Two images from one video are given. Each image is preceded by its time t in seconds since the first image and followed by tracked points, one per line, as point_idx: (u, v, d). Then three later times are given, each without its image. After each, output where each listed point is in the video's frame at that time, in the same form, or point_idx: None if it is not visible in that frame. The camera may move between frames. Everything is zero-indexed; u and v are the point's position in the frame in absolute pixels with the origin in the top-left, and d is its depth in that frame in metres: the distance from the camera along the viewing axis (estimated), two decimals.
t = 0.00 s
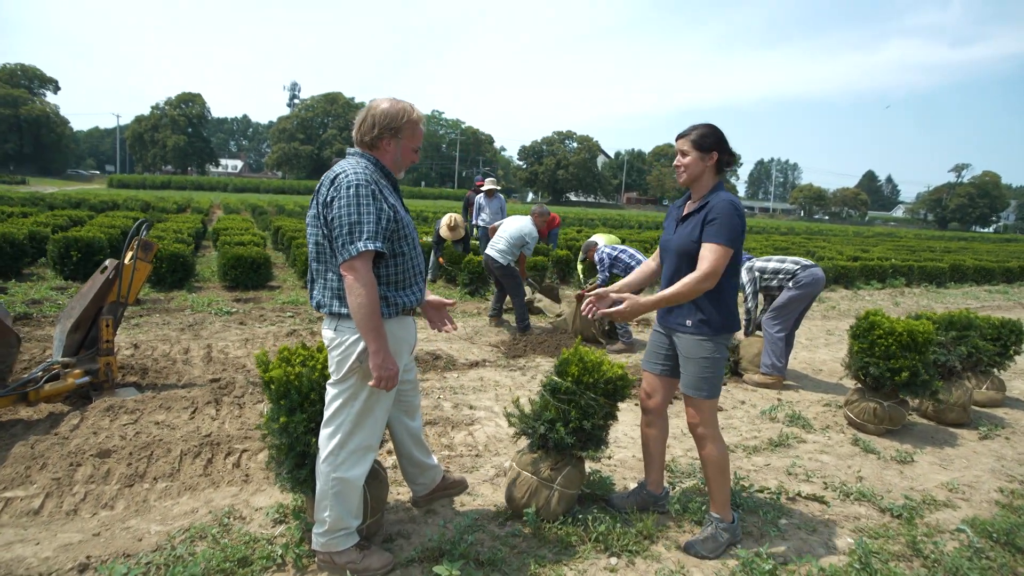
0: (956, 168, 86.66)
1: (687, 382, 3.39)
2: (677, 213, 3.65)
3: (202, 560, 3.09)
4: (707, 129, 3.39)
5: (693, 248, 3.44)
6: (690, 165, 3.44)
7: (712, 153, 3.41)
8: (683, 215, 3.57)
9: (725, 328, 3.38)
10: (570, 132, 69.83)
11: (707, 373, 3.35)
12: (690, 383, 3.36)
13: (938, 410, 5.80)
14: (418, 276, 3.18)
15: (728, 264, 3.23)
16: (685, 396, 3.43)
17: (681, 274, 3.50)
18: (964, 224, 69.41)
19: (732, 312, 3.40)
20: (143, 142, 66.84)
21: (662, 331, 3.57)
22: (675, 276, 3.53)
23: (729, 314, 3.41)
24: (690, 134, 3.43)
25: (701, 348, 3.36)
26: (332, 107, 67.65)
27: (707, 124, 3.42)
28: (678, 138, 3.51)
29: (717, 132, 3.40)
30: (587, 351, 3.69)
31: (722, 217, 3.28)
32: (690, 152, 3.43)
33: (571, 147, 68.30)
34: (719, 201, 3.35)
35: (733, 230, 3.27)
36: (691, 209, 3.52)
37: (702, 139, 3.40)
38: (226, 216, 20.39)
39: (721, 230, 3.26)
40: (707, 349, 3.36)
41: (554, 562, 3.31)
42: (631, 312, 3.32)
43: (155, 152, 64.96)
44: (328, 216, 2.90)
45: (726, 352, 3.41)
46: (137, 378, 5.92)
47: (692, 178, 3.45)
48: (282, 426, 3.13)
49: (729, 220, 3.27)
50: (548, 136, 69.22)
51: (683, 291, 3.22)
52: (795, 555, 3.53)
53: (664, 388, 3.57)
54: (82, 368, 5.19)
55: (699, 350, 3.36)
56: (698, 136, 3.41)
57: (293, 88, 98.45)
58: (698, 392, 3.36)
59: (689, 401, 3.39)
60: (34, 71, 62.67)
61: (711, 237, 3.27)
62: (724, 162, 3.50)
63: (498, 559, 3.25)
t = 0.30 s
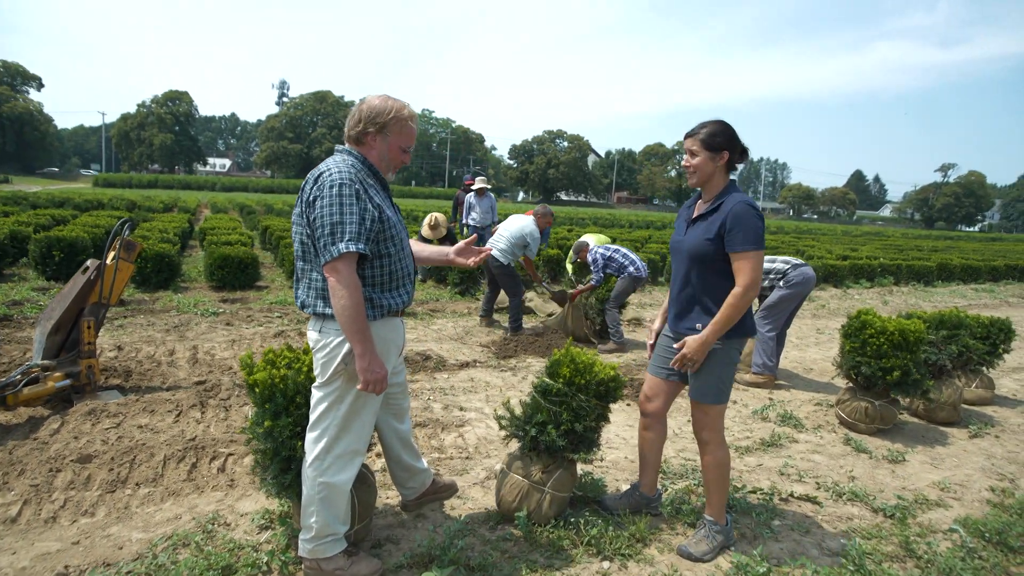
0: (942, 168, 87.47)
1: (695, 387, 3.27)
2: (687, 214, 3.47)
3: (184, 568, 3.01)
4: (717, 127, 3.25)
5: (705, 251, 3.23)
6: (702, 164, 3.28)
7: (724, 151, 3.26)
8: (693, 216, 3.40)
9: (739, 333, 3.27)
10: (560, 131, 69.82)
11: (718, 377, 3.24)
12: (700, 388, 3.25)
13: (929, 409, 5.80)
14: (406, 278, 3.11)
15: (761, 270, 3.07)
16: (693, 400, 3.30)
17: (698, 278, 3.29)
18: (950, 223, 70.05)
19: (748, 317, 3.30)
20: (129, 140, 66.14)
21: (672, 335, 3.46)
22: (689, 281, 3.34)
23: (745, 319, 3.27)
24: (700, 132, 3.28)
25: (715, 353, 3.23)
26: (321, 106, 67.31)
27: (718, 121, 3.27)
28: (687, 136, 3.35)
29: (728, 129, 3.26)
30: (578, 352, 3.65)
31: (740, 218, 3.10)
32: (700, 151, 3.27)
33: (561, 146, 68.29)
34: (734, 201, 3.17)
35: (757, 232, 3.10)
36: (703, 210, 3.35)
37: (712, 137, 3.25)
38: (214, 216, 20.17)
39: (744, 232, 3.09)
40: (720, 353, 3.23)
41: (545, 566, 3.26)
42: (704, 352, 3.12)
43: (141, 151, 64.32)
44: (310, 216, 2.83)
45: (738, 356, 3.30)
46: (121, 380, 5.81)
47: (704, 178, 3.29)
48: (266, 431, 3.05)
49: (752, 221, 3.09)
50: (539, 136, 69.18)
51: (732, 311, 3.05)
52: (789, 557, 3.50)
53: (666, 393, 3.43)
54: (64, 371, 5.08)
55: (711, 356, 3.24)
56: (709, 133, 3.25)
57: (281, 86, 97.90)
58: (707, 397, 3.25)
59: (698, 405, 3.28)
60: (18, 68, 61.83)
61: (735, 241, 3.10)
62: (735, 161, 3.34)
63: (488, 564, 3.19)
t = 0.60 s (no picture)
0: (938, 157, 87.41)
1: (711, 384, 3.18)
2: (702, 206, 3.40)
3: (178, 568, 2.96)
4: (734, 115, 3.15)
5: (721, 245, 3.17)
6: (717, 154, 3.20)
7: (740, 141, 3.17)
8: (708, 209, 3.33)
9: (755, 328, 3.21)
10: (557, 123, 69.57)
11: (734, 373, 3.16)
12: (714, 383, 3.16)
13: (929, 400, 5.78)
14: (399, 275, 3.04)
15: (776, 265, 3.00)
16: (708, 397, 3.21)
17: (713, 274, 3.25)
18: (947, 213, 70.07)
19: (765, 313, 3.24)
20: (123, 134, 65.72)
21: (686, 332, 3.39)
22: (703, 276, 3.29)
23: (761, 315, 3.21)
24: (716, 121, 3.19)
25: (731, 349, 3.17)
26: (316, 98, 66.94)
27: (734, 109, 3.18)
28: (702, 125, 3.26)
29: (745, 117, 3.16)
30: (576, 346, 3.60)
31: (755, 212, 3.03)
32: (715, 141, 3.19)
33: (558, 138, 68.06)
34: (750, 193, 3.10)
35: (773, 224, 3.02)
36: (718, 202, 3.27)
37: (728, 127, 3.15)
38: (209, 210, 20.04)
39: (760, 226, 3.02)
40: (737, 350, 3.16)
41: (544, 563, 3.22)
42: (728, 360, 3.02)
43: (135, 145, 63.96)
44: (300, 209, 2.77)
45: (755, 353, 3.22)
46: (114, 377, 5.74)
47: (719, 169, 3.21)
48: (258, 429, 3.00)
49: (768, 214, 3.02)
50: (535, 128, 68.90)
51: (746, 310, 3.00)
52: (790, 551, 3.46)
53: (671, 391, 3.39)
54: (55, 368, 5.01)
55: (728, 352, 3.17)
56: (725, 122, 3.16)
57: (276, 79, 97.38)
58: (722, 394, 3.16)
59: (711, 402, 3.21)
60: (10, 62, 61.32)
61: (750, 236, 3.04)
62: (752, 150, 3.25)
63: (487, 560, 3.14)
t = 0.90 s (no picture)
0: (934, 153, 87.55)
1: (715, 383, 3.14)
2: (707, 201, 3.34)
3: (166, 571, 2.90)
4: (743, 108, 3.09)
5: (728, 241, 3.11)
6: (725, 148, 3.13)
7: (750, 135, 3.11)
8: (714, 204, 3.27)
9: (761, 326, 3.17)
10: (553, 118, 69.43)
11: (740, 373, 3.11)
12: (718, 382, 3.12)
13: (926, 396, 5.75)
14: (395, 272, 2.98)
15: (789, 263, 2.95)
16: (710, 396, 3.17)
17: (718, 270, 3.19)
18: (942, 208, 70.23)
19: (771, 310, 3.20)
20: (116, 129, 65.30)
21: (688, 330, 3.34)
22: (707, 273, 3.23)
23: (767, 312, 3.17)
24: (725, 114, 3.12)
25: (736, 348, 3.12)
26: (311, 93, 66.63)
27: (743, 102, 3.12)
28: (711, 117, 3.19)
29: (754, 110, 3.10)
30: (573, 343, 3.54)
31: (767, 208, 2.98)
32: (724, 135, 3.12)
33: (554, 133, 67.90)
34: (760, 188, 3.04)
35: (784, 221, 2.97)
36: (724, 197, 3.22)
37: (738, 120, 3.09)
38: (204, 206, 19.90)
39: (771, 223, 2.97)
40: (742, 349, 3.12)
41: (540, 564, 3.17)
42: (761, 366, 2.94)
43: (130, 140, 63.60)
44: (294, 204, 2.70)
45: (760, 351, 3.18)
46: (104, 374, 5.67)
47: (727, 163, 3.15)
48: (249, 429, 2.94)
49: (779, 210, 2.97)
50: (532, 123, 68.72)
51: (762, 309, 2.95)
52: (789, 550, 3.42)
53: (673, 390, 3.35)
54: (44, 366, 4.94)
55: (733, 351, 3.12)
56: (735, 115, 3.09)
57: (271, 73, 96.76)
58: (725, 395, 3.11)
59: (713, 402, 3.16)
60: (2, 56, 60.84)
61: (761, 232, 2.98)
62: (761, 144, 3.19)
63: (482, 562, 3.09)
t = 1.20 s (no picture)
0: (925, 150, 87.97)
1: (711, 383, 3.11)
2: (706, 197, 3.31)
3: None
4: (744, 102, 3.05)
5: (727, 238, 3.08)
6: (726, 143, 3.10)
7: (751, 129, 3.07)
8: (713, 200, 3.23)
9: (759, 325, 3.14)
10: (547, 116, 69.37)
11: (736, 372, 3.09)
12: (714, 381, 3.09)
13: (921, 392, 5.75)
14: (387, 271, 2.94)
15: (790, 260, 2.93)
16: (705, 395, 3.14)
17: (717, 267, 3.16)
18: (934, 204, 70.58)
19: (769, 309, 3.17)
20: (107, 128, 64.81)
21: (684, 328, 3.32)
22: (706, 271, 3.20)
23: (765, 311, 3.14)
24: (726, 108, 3.09)
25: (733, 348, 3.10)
26: (304, 91, 66.33)
27: (744, 96, 3.08)
28: (711, 112, 3.16)
29: (755, 104, 3.06)
30: (567, 342, 3.51)
31: (768, 204, 2.95)
32: (725, 129, 3.09)
33: (548, 130, 67.84)
34: (761, 184, 3.01)
35: (785, 218, 2.93)
36: (724, 193, 3.18)
37: (739, 114, 3.06)
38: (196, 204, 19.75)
39: (772, 220, 2.94)
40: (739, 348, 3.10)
41: (535, 565, 3.14)
42: (748, 361, 2.94)
43: (120, 138, 63.14)
44: (287, 202, 2.64)
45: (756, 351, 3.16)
46: (93, 375, 5.60)
47: (727, 158, 3.12)
48: (239, 431, 2.90)
49: (780, 207, 2.94)
50: (525, 120, 68.65)
51: (761, 306, 2.92)
52: (786, 549, 3.40)
53: (669, 390, 3.32)
54: (32, 367, 4.87)
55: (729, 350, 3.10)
56: (736, 109, 3.06)
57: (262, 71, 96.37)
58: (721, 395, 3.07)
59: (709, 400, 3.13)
60: None
61: (763, 229, 2.95)
62: (762, 139, 3.16)
63: (476, 563, 3.05)
